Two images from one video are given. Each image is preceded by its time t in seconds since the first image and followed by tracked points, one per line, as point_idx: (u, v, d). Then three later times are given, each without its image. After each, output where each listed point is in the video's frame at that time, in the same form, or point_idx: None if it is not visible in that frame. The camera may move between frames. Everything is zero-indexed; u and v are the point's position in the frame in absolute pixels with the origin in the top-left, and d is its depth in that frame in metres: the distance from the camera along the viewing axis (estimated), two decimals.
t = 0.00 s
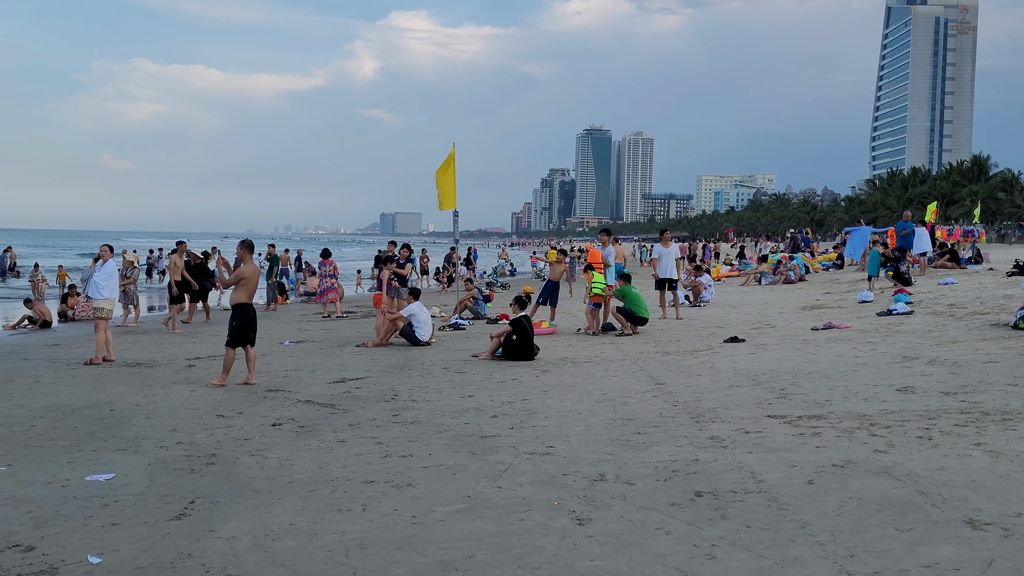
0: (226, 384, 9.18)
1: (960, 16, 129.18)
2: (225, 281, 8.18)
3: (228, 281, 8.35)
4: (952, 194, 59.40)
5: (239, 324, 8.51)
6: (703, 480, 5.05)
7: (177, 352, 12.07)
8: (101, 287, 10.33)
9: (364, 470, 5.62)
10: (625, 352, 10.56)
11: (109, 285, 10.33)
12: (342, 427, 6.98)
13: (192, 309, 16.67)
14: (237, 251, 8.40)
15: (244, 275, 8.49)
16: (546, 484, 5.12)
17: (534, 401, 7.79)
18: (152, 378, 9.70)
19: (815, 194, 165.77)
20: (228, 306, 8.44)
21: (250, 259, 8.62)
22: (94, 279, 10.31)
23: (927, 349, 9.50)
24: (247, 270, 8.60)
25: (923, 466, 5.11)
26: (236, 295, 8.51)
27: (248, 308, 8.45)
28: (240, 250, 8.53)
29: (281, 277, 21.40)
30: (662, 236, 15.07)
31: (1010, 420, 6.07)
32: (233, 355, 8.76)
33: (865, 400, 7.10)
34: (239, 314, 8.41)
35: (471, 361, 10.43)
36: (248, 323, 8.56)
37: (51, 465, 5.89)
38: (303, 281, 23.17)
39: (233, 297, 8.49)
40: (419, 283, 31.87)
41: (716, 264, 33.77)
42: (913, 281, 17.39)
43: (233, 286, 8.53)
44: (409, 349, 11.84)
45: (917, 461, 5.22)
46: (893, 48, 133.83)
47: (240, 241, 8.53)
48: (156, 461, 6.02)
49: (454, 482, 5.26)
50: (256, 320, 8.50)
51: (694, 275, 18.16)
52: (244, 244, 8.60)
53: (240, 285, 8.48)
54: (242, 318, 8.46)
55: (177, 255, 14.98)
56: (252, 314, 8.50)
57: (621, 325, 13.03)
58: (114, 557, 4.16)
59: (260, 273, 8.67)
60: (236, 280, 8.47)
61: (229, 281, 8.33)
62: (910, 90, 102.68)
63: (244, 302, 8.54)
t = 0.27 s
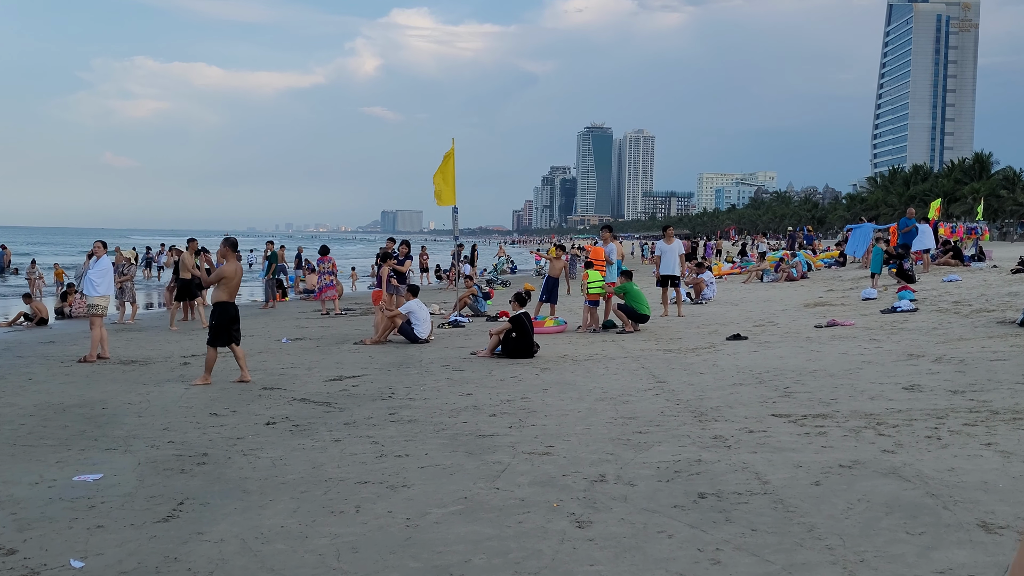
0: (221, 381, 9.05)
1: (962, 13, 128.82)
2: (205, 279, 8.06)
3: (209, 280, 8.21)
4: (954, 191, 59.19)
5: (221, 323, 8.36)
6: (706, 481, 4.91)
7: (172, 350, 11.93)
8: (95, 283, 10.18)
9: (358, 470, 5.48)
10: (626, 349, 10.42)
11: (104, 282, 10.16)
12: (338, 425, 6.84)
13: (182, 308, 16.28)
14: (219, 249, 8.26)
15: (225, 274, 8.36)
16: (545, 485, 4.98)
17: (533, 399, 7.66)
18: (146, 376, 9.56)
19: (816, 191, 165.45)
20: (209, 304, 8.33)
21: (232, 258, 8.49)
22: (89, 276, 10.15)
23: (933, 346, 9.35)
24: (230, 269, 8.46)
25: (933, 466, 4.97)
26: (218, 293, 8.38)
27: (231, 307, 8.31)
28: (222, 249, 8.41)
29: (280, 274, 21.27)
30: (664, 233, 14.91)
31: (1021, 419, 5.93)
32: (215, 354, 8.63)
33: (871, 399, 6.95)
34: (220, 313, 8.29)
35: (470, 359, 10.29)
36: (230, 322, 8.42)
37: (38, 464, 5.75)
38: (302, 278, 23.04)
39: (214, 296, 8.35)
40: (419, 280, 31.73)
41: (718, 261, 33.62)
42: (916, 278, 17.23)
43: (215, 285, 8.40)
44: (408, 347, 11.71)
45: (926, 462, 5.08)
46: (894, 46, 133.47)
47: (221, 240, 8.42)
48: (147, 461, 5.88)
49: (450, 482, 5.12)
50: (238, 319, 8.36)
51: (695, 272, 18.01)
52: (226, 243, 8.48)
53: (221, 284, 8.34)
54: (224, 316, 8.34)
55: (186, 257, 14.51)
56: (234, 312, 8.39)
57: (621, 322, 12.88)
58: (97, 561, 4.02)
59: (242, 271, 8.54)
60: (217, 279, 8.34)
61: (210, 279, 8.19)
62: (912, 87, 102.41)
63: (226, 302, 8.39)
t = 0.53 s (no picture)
0: (219, 378, 8.90)
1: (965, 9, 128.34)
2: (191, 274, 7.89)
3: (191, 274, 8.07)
4: (956, 187, 58.92)
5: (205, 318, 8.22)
6: (716, 483, 4.75)
7: (170, 346, 11.77)
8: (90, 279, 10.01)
9: (356, 471, 5.32)
10: (630, 346, 10.26)
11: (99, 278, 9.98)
12: (336, 424, 6.69)
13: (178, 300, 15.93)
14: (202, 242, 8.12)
15: (210, 268, 8.22)
16: (549, 487, 4.82)
17: (536, 397, 7.50)
18: (142, 373, 9.41)
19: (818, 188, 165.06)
20: (193, 299, 8.18)
21: (217, 251, 8.35)
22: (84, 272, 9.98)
23: (943, 344, 9.18)
24: (214, 262, 8.31)
25: (950, 468, 4.81)
26: (201, 288, 8.24)
27: (214, 302, 8.17)
28: (205, 243, 8.27)
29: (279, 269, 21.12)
30: (667, 228, 14.73)
31: None
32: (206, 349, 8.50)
33: (881, 397, 6.79)
34: (204, 309, 8.15)
35: (472, 356, 10.13)
36: (215, 318, 8.27)
37: (28, 464, 5.60)
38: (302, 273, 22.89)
39: (198, 291, 8.21)
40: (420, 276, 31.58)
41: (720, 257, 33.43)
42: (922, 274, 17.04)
43: (198, 279, 8.26)
44: (409, 343, 11.55)
45: (943, 463, 4.92)
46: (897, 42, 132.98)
47: (205, 233, 8.26)
48: (140, 460, 5.72)
49: (451, 484, 4.96)
50: (221, 314, 8.27)
51: (699, 268, 17.83)
52: (211, 236, 8.33)
53: (205, 278, 8.19)
54: (206, 312, 8.22)
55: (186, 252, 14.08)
56: (217, 307, 8.30)
57: (625, 318, 12.71)
58: (84, 566, 3.87)
59: (227, 265, 8.40)
60: (202, 273, 8.19)
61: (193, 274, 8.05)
62: (914, 83, 102.08)
63: (210, 296, 8.24)
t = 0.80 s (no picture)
0: (217, 383, 8.74)
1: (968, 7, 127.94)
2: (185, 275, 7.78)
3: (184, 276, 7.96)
4: (959, 186, 58.70)
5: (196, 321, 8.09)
6: (728, 495, 4.58)
7: (167, 349, 11.61)
8: (86, 279, 9.86)
9: (356, 481, 5.16)
10: (635, 349, 10.09)
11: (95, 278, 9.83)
12: (335, 431, 6.52)
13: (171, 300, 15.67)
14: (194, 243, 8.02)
15: (201, 269, 8.09)
16: (555, 499, 4.65)
17: (540, 402, 7.33)
18: (138, 376, 9.25)
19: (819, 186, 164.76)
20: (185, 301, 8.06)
21: (208, 253, 8.24)
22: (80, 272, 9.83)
23: (954, 347, 9.00)
24: (205, 264, 8.20)
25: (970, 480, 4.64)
26: (192, 289, 8.12)
27: (207, 304, 8.07)
28: (197, 244, 8.16)
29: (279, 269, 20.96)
30: (671, 228, 14.55)
31: None
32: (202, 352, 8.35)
33: (894, 403, 6.61)
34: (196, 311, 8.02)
35: (473, 358, 9.95)
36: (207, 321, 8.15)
37: (17, 474, 5.44)
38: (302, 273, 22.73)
39: (190, 292, 8.09)
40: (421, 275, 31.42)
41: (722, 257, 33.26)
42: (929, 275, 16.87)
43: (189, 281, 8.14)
44: (410, 345, 11.38)
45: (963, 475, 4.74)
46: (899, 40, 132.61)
47: (196, 234, 8.15)
48: (133, 470, 5.56)
49: (453, 496, 4.80)
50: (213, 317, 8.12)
51: (703, 268, 17.66)
52: (202, 238, 8.23)
53: (196, 280, 8.08)
54: (198, 314, 8.08)
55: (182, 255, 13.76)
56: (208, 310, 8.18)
57: (629, 320, 12.55)
58: None
59: (218, 267, 8.30)
60: (192, 275, 8.07)
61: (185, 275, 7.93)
62: (916, 82, 101.79)
63: (202, 298, 8.13)
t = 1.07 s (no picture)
0: (214, 385, 8.60)
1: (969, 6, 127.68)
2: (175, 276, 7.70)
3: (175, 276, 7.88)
4: (960, 185, 58.49)
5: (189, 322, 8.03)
6: (736, 503, 4.43)
7: (164, 350, 11.46)
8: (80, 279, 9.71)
9: (352, 488, 5.01)
10: (637, 350, 9.94)
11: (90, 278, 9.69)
12: (331, 434, 6.38)
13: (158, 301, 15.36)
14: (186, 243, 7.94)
15: (192, 269, 8.02)
16: (557, 507, 4.50)
17: (541, 405, 7.18)
18: (133, 378, 9.11)
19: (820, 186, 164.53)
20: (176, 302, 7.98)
21: (200, 253, 8.16)
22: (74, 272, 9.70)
23: (962, 348, 8.84)
24: (197, 264, 8.13)
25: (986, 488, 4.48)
26: (184, 290, 8.05)
27: (197, 305, 8.02)
28: (189, 244, 8.07)
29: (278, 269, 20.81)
30: (673, 227, 14.39)
31: None
32: (197, 354, 8.26)
33: (904, 406, 6.45)
34: (186, 311, 7.96)
35: (474, 359, 9.80)
36: (200, 321, 8.08)
37: (4, 480, 5.29)
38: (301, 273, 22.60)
39: (181, 293, 8.02)
40: (421, 274, 31.27)
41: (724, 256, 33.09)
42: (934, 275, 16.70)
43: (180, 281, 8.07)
44: (409, 346, 11.23)
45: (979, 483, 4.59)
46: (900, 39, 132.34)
47: (188, 233, 8.07)
48: (123, 475, 5.42)
49: (451, 503, 4.65)
50: (205, 318, 8.05)
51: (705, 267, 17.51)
52: (195, 237, 8.14)
53: (187, 280, 8.00)
54: (190, 315, 8.02)
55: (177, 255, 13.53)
56: (201, 310, 8.10)
57: (631, 320, 12.40)
58: None
59: (210, 267, 8.23)
60: (183, 275, 8.01)
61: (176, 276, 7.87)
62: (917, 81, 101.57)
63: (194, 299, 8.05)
